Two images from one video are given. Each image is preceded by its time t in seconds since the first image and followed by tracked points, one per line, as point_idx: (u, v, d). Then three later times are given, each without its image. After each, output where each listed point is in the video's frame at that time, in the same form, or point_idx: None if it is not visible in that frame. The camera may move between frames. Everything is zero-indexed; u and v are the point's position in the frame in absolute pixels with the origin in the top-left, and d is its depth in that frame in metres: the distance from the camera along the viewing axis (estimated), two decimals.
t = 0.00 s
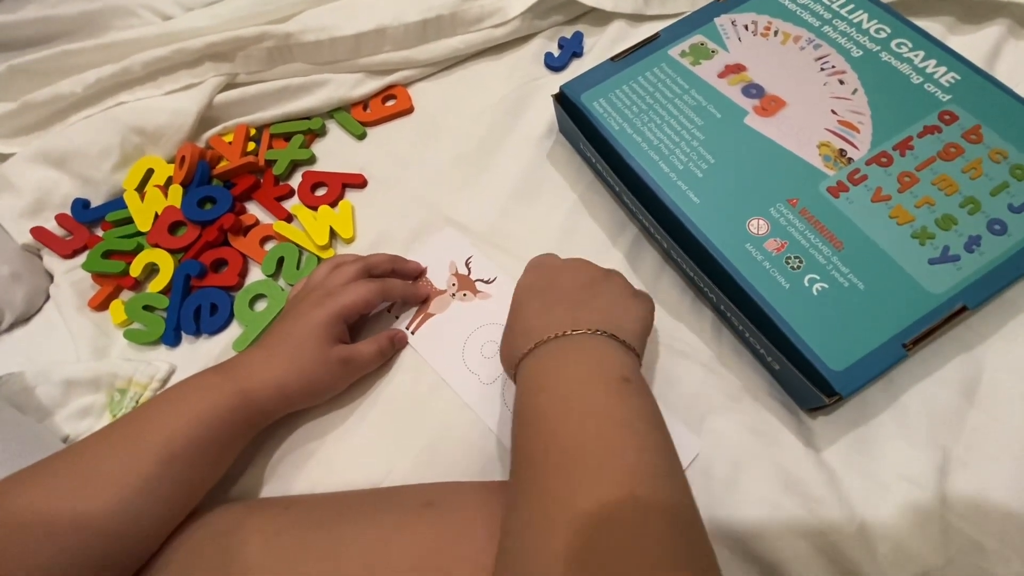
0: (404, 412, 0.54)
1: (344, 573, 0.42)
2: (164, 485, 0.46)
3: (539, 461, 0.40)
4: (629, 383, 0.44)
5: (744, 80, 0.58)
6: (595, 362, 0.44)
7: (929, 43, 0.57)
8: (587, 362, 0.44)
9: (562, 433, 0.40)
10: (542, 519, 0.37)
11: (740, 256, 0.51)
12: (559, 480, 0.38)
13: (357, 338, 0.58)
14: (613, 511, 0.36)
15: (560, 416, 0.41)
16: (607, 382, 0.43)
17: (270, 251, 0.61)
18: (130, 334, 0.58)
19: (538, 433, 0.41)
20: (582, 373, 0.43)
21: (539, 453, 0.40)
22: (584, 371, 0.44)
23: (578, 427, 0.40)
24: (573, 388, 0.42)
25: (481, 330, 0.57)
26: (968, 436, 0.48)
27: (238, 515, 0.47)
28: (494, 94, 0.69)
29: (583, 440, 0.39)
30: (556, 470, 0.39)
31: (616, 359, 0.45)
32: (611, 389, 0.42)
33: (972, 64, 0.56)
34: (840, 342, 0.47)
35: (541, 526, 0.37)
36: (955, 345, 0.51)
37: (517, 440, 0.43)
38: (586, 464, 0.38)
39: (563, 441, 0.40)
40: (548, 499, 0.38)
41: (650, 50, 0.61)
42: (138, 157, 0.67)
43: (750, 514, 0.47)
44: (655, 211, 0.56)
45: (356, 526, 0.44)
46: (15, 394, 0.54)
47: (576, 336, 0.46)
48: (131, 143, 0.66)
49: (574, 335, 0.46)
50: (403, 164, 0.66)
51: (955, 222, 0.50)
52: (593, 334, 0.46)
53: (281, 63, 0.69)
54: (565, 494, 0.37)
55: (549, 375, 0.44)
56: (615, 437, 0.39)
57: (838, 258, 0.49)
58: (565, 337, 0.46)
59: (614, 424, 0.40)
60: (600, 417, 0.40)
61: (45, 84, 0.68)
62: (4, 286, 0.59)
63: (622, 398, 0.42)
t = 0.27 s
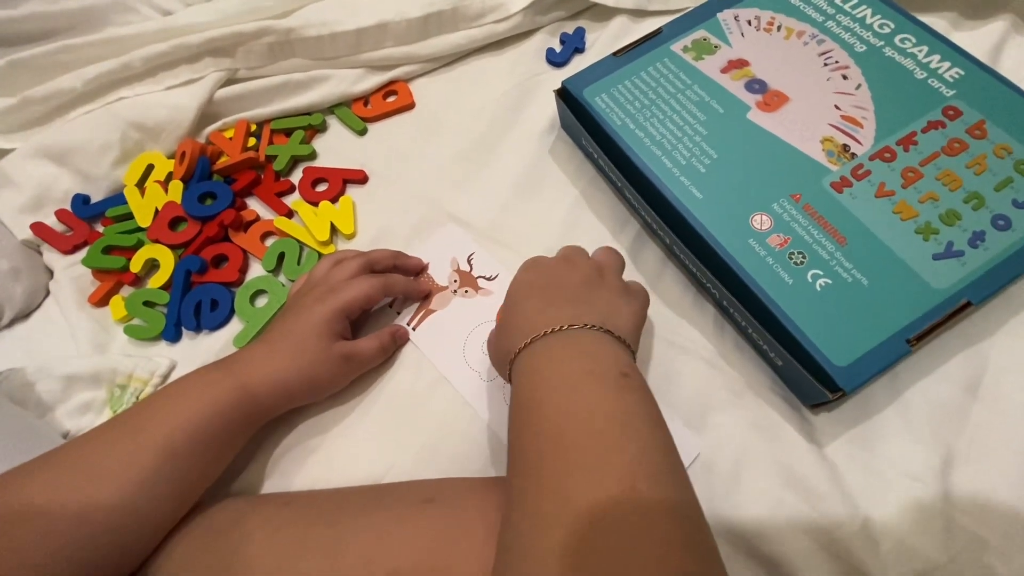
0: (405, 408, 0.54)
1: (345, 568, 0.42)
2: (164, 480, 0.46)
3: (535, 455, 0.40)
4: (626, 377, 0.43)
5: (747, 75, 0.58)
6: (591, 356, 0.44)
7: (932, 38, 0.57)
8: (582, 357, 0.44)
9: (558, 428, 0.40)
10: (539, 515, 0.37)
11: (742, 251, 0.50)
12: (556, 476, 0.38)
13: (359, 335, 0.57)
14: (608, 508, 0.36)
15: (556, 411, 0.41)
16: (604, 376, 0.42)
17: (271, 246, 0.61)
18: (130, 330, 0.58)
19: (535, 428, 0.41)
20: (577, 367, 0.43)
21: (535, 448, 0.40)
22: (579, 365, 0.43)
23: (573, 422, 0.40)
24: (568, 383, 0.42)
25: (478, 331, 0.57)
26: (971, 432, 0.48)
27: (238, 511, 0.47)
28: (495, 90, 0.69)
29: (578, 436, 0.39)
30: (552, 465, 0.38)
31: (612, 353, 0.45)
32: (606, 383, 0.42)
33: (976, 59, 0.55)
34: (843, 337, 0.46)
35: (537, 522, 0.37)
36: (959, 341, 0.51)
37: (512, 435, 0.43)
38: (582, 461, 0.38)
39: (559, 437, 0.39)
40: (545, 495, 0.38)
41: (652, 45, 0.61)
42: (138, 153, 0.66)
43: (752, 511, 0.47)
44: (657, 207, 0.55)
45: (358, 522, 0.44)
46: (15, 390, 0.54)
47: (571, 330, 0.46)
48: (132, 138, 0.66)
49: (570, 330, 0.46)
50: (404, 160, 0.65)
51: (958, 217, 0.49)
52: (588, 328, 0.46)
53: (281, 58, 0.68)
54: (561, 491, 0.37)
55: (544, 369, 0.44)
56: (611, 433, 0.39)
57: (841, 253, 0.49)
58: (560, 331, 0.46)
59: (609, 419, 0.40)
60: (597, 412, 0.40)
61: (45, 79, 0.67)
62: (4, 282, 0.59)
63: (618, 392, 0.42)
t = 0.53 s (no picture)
0: (406, 406, 0.53)
1: (346, 568, 0.42)
2: (165, 479, 0.45)
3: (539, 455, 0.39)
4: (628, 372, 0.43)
5: (750, 73, 0.58)
6: (592, 353, 0.44)
7: (937, 36, 0.57)
8: (583, 353, 0.44)
9: (561, 426, 0.40)
10: (544, 516, 0.37)
11: (746, 249, 0.50)
12: (560, 476, 0.38)
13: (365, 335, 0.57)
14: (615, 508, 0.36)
15: (558, 409, 0.41)
16: (606, 373, 0.42)
17: (272, 244, 0.61)
18: (131, 328, 0.57)
19: (538, 427, 0.41)
20: (579, 365, 0.43)
21: (539, 448, 0.40)
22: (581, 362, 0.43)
23: (575, 420, 0.40)
24: (570, 380, 0.42)
25: (478, 331, 0.57)
26: (975, 431, 0.48)
27: (239, 510, 0.47)
28: (497, 87, 0.69)
29: (581, 434, 0.39)
30: (555, 465, 0.38)
31: (614, 349, 0.44)
32: (608, 379, 0.42)
33: (980, 57, 0.55)
34: (848, 336, 0.46)
35: (543, 523, 0.37)
36: (963, 340, 0.51)
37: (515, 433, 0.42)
38: (586, 460, 0.38)
39: (561, 435, 0.39)
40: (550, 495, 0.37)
41: (655, 43, 0.61)
42: (138, 150, 0.66)
43: (755, 510, 0.47)
44: (660, 205, 0.55)
45: (359, 521, 0.44)
46: (15, 388, 0.53)
47: (574, 327, 0.46)
48: (132, 136, 0.66)
49: (571, 327, 0.46)
50: (405, 157, 0.65)
51: (963, 216, 0.49)
52: (589, 325, 0.46)
53: (282, 55, 0.68)
54: (566, 490, 0.37)
55: (546, 368, 0.44)
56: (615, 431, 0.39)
57: (845, 252, 0.49)
58: (561, 329, 0.46)
59: (611, 415, 0.39)
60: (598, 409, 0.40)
61: (45, 76, 0.67)
62: (4, 279, 0.58)
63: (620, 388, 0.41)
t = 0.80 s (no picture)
0: (407, 407, 0.53)
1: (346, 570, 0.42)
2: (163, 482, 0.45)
3: (517, 457, 0.39)
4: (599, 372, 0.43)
5: (752, 74, 0.57)
6: (564, 353, 0.44)
7: (940, 37, 0.57)
8: (557, 353, 0.44)
9: (536, 426, 0.40)
10: (526, 517, 0.36)
11: (747, 251, 0.50)
12: (543, 477, 0.37)
13: (388, 343, 0.56)
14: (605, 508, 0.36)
15: (534, 410, 0.41)
16: (577, 372, 0.43)
17: (273, 244, 0.61)
18: (130, 328, 0.57)
19: (513, 428, 0.41)
20: (552, 365, 0.43)
21: (517, 449, 0.39)
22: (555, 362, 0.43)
23: (552, 419, 0.40)
24: (544, 380, 0.42)
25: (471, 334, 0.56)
26: (976, 433, 0.47)
27: (239, 511, 0.47)
28: (497, 87, 0.68)
29: (562, 433, 0.39)
30: (549, 464, 0.38)
31: (586, 349, 0.45)
32: (580, 379, 0.42)
33: (983, 59, 0.55)
34: (850, 338, 0.46)
35: (526, 524, 0.36)
36: (964, 342, 0.51)
37: (496, 432, 0.42)
38: (573, 459, 0.37)
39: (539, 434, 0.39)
40: (532, 496, 0.37)
41: (657, 43, 0.60)
42: (138, 150, 0.66)
43: (756, 512, 0.47)
44: (662, 206, 0.55)
45: (359, 522, 0.44)
46: (14, 388, 0.53)
47: (559, 329, 0.46)
48: (132, 135, 0.65)
49: (542, 329, 0.46)
50: (406, 158, 0.65)
51: (965, 218, 0.49)
52: (562, 325, 0.46)
53: (282, 55, 0.68)
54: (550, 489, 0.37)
55: (519, 369, 0.44)
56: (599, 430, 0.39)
57: (847, 253, 0.49)
58: (532, 331, 0.46)
59: (588, 413, 0.40)
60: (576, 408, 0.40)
61: (44, 76, 0.67)
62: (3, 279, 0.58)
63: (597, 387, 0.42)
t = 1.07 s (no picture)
0: (404, 407, 0.53)
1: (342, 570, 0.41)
2: (161, 480, 0.45)
3: (517, 460, 0.39)
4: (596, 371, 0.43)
5: (751, 72, 0.57)
6: (560, 352, 0.44)
7: (940, 36, 0.57)
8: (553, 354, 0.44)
9: (535, 429, 0.39)
10: (526, 518, 0.36)
11: (746, 251, 0.50)
12: (543, 477, 0.37)
13: (391, 343, 0.56)
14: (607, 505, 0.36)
15: (532, 412, 0.40)
16: (575, 371, 0.42)
17: (270, 243, 0.61)
18: (126, 327, 0.57)
19: (512, 431, 0.40)
20: (548, 365, 0.43)
21: (518, 453, 0.39)
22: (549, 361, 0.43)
23: (551, 420, 0.39)
24: (542, 381, 0.42)
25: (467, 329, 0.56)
26: (975, 434, 0.47)
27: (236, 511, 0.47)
28: (496, 86, 0.68)
29: (560, 434, 0.38)
30: (550, 465, 0.37)
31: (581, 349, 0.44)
32: (577, 378, 0.42)
33: (983, 58, 0.55)
34: (849, 338, 0.46)
35: (528, 529, 0.36)
36: (963, 342, 0.50)
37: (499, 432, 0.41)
38: (571, 458, 0.37)
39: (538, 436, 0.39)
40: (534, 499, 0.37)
41: (657, 41, 0.60)
42: (135, 149, 0.66)
43: (754, 512, 0.47)
44: (661, 205, 0.55)
45: (355, 522, 0.44)
46: (9, 388, 0.53)
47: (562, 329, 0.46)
48: (128, 134, 0.65)
49: (537, 329, 0.46)
50: (404, 156, 0.65)
51: (965, 218, 0.49)
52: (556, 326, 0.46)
53: (280, 53, 0.68)
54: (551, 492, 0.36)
55: (515, 371, 0.43)
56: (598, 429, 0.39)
57: (846, 253, 0.49)
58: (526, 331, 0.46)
59: (587, 412, 0.40)
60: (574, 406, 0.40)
61: (41, 73, 0.67)
62: None
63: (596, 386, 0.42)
